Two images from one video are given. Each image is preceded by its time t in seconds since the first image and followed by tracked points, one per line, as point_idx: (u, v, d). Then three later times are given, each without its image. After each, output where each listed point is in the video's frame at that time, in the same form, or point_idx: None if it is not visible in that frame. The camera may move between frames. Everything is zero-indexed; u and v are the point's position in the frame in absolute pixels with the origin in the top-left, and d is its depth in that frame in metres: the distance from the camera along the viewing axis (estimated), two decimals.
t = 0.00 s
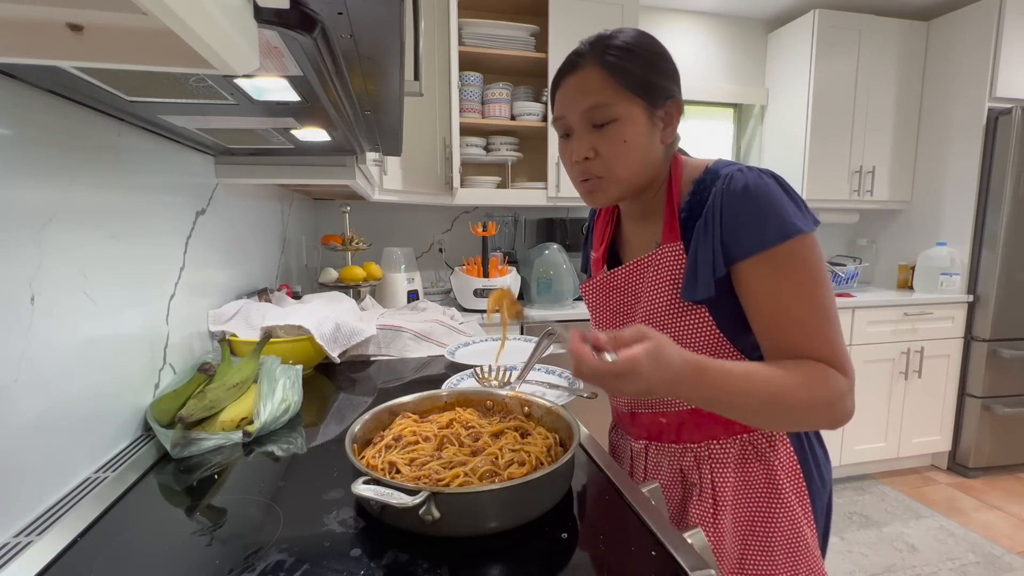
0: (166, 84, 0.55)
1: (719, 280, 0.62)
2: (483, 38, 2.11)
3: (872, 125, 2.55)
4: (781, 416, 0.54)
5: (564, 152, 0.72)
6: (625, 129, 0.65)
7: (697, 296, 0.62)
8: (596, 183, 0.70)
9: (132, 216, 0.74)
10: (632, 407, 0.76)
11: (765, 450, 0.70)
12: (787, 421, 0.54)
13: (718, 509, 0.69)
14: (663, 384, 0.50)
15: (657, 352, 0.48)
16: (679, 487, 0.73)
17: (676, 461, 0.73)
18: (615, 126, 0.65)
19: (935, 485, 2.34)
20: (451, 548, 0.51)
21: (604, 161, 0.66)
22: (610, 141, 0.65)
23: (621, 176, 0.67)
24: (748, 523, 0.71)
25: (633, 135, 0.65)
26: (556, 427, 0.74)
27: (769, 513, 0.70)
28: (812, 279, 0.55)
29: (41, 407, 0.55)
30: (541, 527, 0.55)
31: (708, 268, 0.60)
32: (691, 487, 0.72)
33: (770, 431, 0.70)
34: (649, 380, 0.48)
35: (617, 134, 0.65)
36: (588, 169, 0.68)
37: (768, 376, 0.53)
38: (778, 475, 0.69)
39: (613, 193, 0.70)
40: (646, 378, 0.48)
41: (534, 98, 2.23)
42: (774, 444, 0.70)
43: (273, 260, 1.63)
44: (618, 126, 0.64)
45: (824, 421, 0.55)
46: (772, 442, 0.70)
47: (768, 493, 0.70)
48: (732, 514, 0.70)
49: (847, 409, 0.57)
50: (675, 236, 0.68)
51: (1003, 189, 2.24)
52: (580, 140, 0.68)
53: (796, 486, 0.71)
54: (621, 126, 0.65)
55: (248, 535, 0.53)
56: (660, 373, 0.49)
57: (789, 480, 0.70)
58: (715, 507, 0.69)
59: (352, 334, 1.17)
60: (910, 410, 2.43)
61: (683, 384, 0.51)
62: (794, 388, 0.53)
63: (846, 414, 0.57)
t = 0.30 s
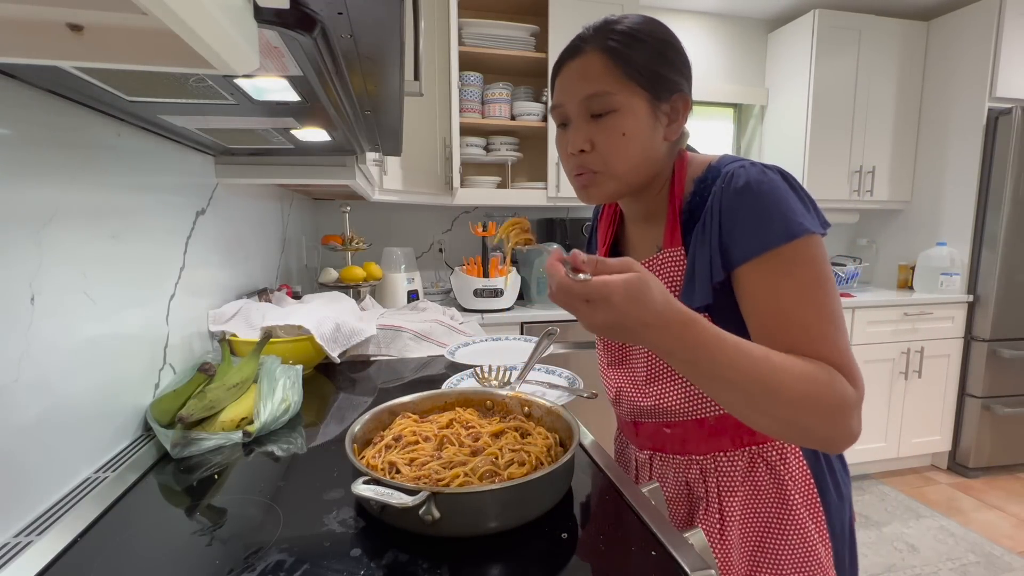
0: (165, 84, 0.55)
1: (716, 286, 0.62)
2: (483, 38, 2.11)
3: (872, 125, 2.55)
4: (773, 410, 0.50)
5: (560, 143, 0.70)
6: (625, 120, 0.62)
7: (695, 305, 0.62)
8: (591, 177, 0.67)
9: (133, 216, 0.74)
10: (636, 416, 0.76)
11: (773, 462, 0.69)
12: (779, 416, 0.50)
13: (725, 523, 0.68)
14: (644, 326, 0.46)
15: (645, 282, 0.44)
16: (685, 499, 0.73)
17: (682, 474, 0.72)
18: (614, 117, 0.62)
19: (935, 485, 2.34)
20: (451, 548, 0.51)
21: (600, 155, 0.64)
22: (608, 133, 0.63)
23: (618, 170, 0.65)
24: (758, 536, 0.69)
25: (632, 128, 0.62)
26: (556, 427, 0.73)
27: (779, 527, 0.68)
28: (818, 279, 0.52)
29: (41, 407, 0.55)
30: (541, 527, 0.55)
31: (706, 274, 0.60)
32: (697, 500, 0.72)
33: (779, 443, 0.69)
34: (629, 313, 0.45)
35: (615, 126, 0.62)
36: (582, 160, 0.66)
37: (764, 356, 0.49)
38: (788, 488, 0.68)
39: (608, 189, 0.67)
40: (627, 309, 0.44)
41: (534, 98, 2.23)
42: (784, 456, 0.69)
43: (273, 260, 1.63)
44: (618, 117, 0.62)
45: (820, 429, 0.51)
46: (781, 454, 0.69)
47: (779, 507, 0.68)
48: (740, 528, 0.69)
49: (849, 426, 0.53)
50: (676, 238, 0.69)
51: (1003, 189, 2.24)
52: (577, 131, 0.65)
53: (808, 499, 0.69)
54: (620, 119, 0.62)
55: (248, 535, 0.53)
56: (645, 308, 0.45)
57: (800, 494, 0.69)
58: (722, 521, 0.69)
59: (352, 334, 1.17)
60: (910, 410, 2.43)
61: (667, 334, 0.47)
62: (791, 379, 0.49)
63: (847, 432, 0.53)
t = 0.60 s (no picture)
0: (166, 84, 0.55)
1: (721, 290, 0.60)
2: (483, 38, 2.11)
3: (872, 125, 2.55)
4: (780, 426, 0.50)
5: (562, 139, 0.69)
6: (628, 115, 0.61)
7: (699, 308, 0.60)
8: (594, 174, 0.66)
9: (133, 216, 0.74)
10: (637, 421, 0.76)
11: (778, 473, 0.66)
12: (787, 430, 0.50)
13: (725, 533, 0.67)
14: (652, 349, 0.47)
15: (650, 308, 0.46)
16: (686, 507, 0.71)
17: (683, 481, 0.71)
18: (617, 112, 0.62)
19: (935, 485, 2.34)
20: (451, 548, 0.51)
21: (602, 151, 0.63)
22: (610, 129, 0.62)
23: (621, 166, 0.64)
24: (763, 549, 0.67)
25: (636, 123, 0.62)
26: (556, 427, 0.74)
27: (784, 539, 0.66)
28: (830, 287, 0.50)
29: (41, 408, 0.55)
30: (541, 527, 0.55)
31: (711, 277, 0.58)
32: (698, 509, 0.70)
33: (784, 454, 0.66)
34: (635, 337, 0.47)
35: (617, 121, 0.62)
36: (585, 155, 0.65)
37: (769, 374, 0.49)
38: (794, 501, 0.66)
39: (611, 186, 0.66)
40: (632, 334, 0.46)
41: (534, 98, 2.23)
42: (791, 468, 0.66)
43: (273, 260, 1.63)
44: (621, 112, 0.61)
45: (832, 440, 0.50)
46: (788, 466, 0.66)
47: (783, 520, 0.66)
48: (742, 540, 0.68)
49: (864, 435, 0.52)
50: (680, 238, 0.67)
51: (1003, 188, 2.24)
52: (579, 127, 0.65)
53: (815, 512, 0.66)
54: (622, 114, 0.61)
55: (248, 534, 0.53)
56: (651, 332, 0.46)
57: (808, 508, 0.66)
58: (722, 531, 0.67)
59: (352, 334, 1.17)
60: (910, 410, 2.43)
61: (675, 355, 0.48)
62: (798, 394, 0.49)
63: (862, 440, 0.52)
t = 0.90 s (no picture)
0: (166, 84, 0.55)
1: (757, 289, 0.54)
2: (483, 38, 2.11)
3: (872, 125, 2.56)
4: (814, 466, 0.50)
5: (597, 116, 0.62)
6: (671, 90, 0.55)
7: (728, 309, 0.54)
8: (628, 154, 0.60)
9: (133, 216, 0.74)
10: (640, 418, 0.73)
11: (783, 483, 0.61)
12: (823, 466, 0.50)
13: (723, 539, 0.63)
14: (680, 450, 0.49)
15: (670, 425, 0.48)
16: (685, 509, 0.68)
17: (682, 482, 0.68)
18: (660, 85, 0.55)
19: (935, 485, 2.34)
20: (451, 547, 0.51)
21: (643, 127, 0.57)
22: (654, 103, 0.56)
23: (659, 146, 0.57)
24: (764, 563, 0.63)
25: (679, 99, 0.55)
26: (556, 427, 0.74)
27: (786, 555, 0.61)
28: (869, 310, 0.47)
29: (40, 408, 0.55)
30: (541, 527, 0.55)
31: (745, 276, 0.52)
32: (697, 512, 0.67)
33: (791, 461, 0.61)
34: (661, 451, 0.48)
35: (662, 95, 0.55)
36: (621, 132, 0.58)
37: (804, 431, 0.48)
38: (797, 512, 0.60)
39: (648, 168, 0.59)
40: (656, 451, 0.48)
41: (534, 98, 2.23)
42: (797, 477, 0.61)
43: (273, 260, 1.63)
44: (667, 84, 0.55)
45: (867, 461, 0.50)
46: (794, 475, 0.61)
47: (785, 530, 0.61)
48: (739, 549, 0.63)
49: (898, 449, 0.51)
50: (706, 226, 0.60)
51: (1003, 188, 2.24)
52: (618, 101, 0.58)
53: (820, 527, 0.61)
54: (668, 87, 0.55)
55: (248, 534, 0.53)
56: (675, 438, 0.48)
57: (812, 521, 0.60)
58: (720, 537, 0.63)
59: (352, 334, 1.17)
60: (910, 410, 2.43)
61: (703, 444, 0.49)
62: (831, 439, 0.49)
63: (896, 451, 0.51)
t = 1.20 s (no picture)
0: (166, 84, 0.55)
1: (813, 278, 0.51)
2: (483, 38, 2.11)
3: (872, 125, 2.56)
4: (811, 452, 0.43)
5: (644, 100, 0.62)
6: (720, 70, 0.54)
7: (784, 297, 0.52)
8: (676, 139, 0.60)
9: (133, 216, 0.74)
10: (655, 416, 0.70)
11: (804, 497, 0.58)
12: (822, 459, 0.43)
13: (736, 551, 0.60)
14: (668, 360, 0.41)
15: (664, 313, 0.40)
16: (695, 517, 0.65)
17: (694, 488, 0.64)
18: (708, 66, 0.54)
19: (935, 485, 2.34)
20: (451, 548, 0.51)
21: (689, 109, 0.56)
22: (701, 84, 0.55)
23: (707, 129, 0.56)
24: None
25: (729, 79, 0.54)
26: (556, 427, 0.74)
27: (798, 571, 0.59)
28: (915, 303, 0.43)
29: (40, 408, 0.55)
30: (541, 527, 0.55)
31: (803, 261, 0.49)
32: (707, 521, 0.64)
33: (814, 476, 0.58)
34: (646, 350, 0.41)
35: (710, 75, 0.54)
36: (668, 116, 0.58)
37: (808, 392, 0.42)
38: (816, 530, 0.57)
39: (695, 150, 0.59)
40: (641, 349, 0.40)
41: (534, 98, 2.24)
42: (819, 493, 0.58)
43: (273, 260, 1.63)
44: (714, 65, 0.54)
45: (877, 474, 0.43)
46: (816, 490, 0.58)
47: (801, 547, 0.59)
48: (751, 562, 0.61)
49: (916, 475, 0.44)
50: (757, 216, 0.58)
51: (1002, 189, 2.24)
52: (665, 84, 0.58)
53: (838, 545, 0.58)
54: (717, 67, 0.54)
55: (248, 534, 0.53)
56: (668, 340, 0.40)
57: (831, 539, 0.57)
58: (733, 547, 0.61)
59: (352, 334, 1.17)
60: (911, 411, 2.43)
61: (695, 367, 0.41)
62: (838, 422, 0.42)
63: (916, 478, 0.44)
